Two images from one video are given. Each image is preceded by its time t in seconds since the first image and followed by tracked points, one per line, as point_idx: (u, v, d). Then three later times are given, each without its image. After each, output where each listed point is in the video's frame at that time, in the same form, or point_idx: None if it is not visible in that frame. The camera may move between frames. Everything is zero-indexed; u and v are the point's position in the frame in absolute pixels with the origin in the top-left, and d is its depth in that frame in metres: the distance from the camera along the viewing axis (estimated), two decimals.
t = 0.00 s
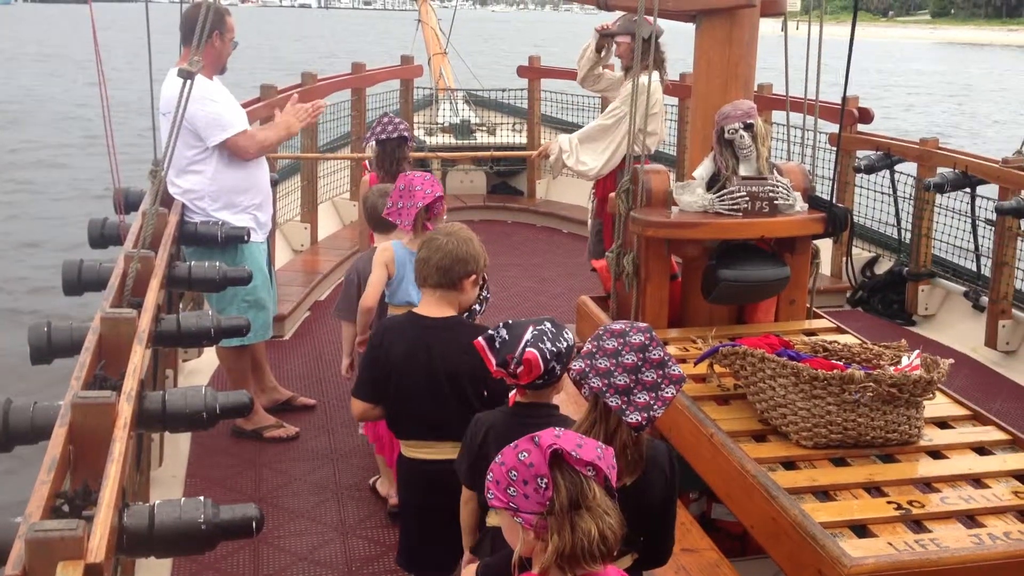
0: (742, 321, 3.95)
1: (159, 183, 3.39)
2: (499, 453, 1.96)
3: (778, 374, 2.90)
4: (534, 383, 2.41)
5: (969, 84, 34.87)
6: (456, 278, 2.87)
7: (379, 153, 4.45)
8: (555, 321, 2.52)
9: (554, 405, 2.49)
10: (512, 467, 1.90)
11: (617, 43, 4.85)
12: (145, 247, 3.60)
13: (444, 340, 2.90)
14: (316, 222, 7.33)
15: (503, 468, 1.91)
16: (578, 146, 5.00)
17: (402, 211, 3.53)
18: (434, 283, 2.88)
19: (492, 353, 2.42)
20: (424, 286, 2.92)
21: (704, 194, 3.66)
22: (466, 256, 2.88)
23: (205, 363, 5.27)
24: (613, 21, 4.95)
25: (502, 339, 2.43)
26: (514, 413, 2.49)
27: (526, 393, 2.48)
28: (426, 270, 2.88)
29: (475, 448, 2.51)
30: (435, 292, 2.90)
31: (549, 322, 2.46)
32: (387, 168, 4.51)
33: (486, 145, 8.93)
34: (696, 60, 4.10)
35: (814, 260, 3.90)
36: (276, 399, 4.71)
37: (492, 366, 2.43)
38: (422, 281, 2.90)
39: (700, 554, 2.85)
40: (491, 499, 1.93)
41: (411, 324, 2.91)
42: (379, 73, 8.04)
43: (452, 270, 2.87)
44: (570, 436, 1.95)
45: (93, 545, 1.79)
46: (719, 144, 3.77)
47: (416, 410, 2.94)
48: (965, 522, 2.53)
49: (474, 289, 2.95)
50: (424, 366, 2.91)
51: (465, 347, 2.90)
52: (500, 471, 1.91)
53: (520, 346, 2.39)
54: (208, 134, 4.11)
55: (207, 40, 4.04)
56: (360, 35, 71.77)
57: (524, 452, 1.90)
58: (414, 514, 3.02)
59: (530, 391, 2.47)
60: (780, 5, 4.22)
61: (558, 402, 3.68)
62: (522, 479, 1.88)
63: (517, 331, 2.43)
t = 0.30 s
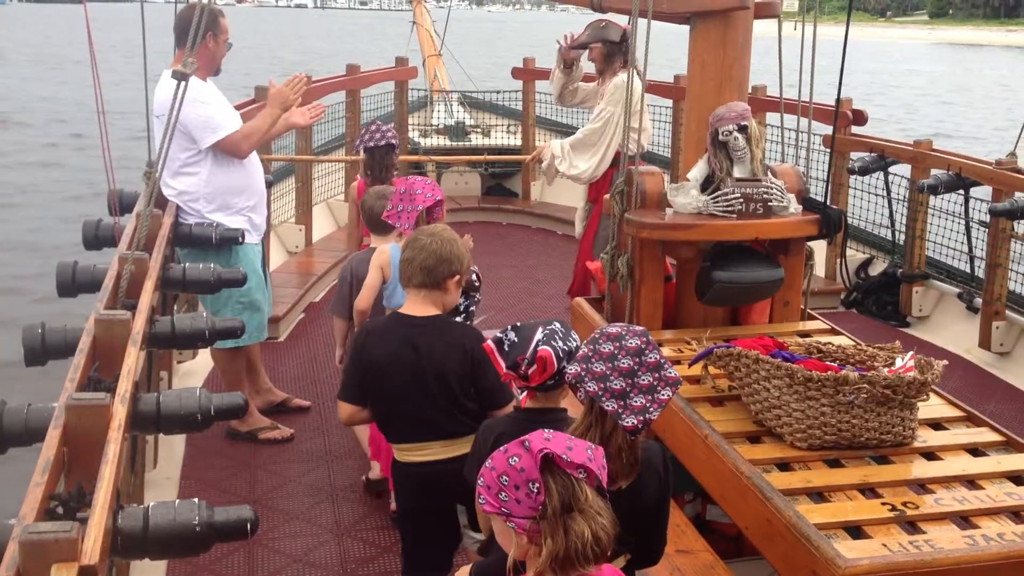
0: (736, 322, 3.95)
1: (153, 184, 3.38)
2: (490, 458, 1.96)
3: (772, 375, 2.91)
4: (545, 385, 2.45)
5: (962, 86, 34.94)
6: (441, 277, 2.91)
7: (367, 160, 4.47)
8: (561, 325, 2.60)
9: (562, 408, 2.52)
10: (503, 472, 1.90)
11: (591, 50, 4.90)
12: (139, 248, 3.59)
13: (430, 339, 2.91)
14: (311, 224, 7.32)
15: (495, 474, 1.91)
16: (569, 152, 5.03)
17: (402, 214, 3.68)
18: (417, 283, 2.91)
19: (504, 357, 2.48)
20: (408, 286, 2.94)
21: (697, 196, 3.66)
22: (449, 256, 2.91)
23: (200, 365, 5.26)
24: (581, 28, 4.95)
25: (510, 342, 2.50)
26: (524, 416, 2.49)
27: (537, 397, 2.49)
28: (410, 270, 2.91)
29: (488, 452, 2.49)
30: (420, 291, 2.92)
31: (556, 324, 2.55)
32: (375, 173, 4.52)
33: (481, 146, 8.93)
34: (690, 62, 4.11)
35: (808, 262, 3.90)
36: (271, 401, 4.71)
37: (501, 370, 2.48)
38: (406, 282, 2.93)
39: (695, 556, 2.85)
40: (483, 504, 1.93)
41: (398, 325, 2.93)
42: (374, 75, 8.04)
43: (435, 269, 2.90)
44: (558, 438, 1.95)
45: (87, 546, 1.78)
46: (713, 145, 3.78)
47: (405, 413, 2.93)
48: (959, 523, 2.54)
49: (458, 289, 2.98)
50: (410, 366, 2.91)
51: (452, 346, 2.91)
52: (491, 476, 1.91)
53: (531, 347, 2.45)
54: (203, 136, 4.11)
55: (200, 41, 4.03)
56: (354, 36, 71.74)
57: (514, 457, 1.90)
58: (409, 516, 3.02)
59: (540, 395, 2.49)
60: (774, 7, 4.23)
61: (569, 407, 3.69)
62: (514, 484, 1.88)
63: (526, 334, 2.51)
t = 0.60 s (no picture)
0: (735, 323, 3.95)
1: (152, 183, 3.37)
2: (484, 460, 1.96)
3: (771, 375, 2.91)
4: (542, 384, 2.45)
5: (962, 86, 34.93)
6: (440, 278, 2.91)
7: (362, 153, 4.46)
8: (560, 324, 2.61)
9: (557, 409, 2.52)
10: (497, 473, 1.90)
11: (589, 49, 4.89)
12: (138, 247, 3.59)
13: (427, 339, 2.91)
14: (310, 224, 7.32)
15: (489, 475, 1.91)
16: (564, 151, 5.00)
17: (402, 211, 3.75)
18: (417, 283, 2.91)
19: (500, 357, 2.49)
20: (406, 286, 2.94)
21: (697, 196, 3.66)
22: (449, 256, 2.92)
23: (198, 364, 5.26)
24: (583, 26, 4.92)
25: (507, 342, 2.52)
26: (520, 415, 2.50)
27: (534, 398, 2.50)
28: (409, 270, 2.91)
29: (477, 451, 2.47)
30: (418, 291, 2.92)
31: (553, 322, 2.56)
32: (371, 166, 4.52)
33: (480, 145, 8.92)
34: (690, 62, 4.11)
35: (807, 262, 3.90)
36: (270, 400, 4.71)
37: (499, 370, 2.48)
38: (404, 282, 2.93)
39: (694, 556, 2.85)
40: (478, 506, 1.93)
41: (396, 325, 2.92)
42: (374, 74, 8.03)
43: (436, 269, 2.90)
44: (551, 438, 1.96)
45: (85, 546, 1.78)
46: (713, 146, 3.78)
47: (401, 412, 2.92)
48: (958, 524, 2.54)
49: (454, 289, 2.99)
50: (406, 365, 2.90)
51: (446, 347, 2.91)
52: (484, 478, 1.91)
53: (528, 348, 2.45)
54: (203, 134, 4.11)
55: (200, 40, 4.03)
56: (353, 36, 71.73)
57: (507, 458, 1.91)
58: (407, 517, 3.02)
59: (538, 395, 2.50)
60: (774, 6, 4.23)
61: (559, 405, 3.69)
62: (507, 485, 1.88)
63: (521, 333, 2.51)
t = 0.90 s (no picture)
0: (735, 324, 3.95)
1: (153, 183, 3.37)
2: (479, 465, 1.97)
3: (771, 377, 2.92)
4: (542, 385, 2.45)
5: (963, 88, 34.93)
6: (441, 280, 2.90)
7: (370, 149, 4.60)
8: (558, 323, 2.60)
9: (556, 410, 2.52)
10: (492, 477, 1.91)
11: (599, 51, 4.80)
12: (139, 248, 3.59)
13: (427, 340, 2.91)
14: (310, 224, 7.32)
15: (484, 480, 1.92)
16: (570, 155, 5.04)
17: (422, 219, 3.78)
18: (417, 284, 2.90)
19: (501, 358, 2.51)
20: (407, 287, 2.92)
21: (698, 197, 3.66)
22: (449, 258, 2.90)
23: (199, 365, 5.26)
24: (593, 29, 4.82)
25: (507, 343, 2.53)
26: (520, 416, 2.50)
27: (534, 398, 2.50)
28: (410, 271, 2.90)
29: (476, 451, 2.48)
30: (419, 292, 2.91)
31: (553, 324, 2.55)
32: (378, 162, 4.66)
33: (481, 146, 8.93)
34: (691, 63, 4.11)
35: (807, 264, 3.91)
36: (270, 401, 4.71)
37: (498, 372, 2.49)
38: (404, 283, 2.92)
39: (694, 557, 2.85)
40: (475, 512, 1.94)
41: (396, 326, 2.93)
42: (374, 75, 8.03)
43: (437, 271, 2.89)
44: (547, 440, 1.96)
45: (86, 547, 1.78)
46: (714, 147, 3.79)
47: (401, 412, 2.93)
48: (958, 526, 2.54)
49: (455, 292, 2.97)
50: (405, 365, 2.90)
51: (445, 348, 2.91)
52: (480, 483, 1.92)
53: (528, 348, 2.46)
54: (204, 135, 4.11)
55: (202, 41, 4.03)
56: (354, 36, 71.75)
57: (502, 462, 1.91)
58: (410, 518, 3.02)
59: (538, 395, 2.49)
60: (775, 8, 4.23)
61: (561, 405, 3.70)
62: (503, 489, 1.89)
63: (521, 334, 2.53)
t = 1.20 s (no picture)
0: (737, 325, 3.95)
1: (155, 183, 3.38)
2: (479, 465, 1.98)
3: (773, 377, 2.92)
4: (545, 385, 2.45)
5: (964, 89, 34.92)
6: (444, 278, 2.90)
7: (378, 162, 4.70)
8: (557, 324, 2.59)
9: (559, 410, 2.52)
10: (492, 477, 1.91)
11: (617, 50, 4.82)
12: (140, 247, 3.59)
13: (429, 340, 2.91)
14: (311, 224, 7.33)
15: (484, 479, 1.92)
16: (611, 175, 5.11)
17: (438, 217, 3.80)
18: (421, 283, 2.90)
19: (502, 360, 2.48)
20: (410, 286, 2.93)
21: (699, 198, 3.68)
22: (452, 257, 2.91)
23: (200, 365, 5.26)
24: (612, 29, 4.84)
25: (508, 345, 2.49)
26: (522, 415, 2.49)
27: (536, 398, 2.50)
28: (412, 270, 2.91)
29: (479, 451, 2.49)
30: (422, 291, 2.92)
31: (553, 323, 2.54)
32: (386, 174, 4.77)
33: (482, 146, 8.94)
34: (692, 63, 4.11)
35: (810, 264, 3.90)
36: (271, 401, 4.70)
37: (501, 373, 2.48)
38: (407, 282, 2.93)
39: (695, 557, 2.85)
40: (476, 511, 1.95)
41: (398, 327, 2.93)
42: (376, 75, 8.03)
43: (438, 269, 2.89)
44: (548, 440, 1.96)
45: (87, 546, 1.78)
46: (715, 147, 3.79)
47: (404, 411, 2.93)
48: (960, 527, 2.53)
49: (458, 291, 2.98)
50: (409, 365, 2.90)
51: (448, 347, 2.91)
52: (480, 483, 1.92)
53: (529, 349, 2.44)
54: (205, 135, 4.11)
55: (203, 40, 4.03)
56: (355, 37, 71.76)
57: (502, 461, 1.91)
58: (414, 517, 3.03)
59: (540, 395, 2.50)
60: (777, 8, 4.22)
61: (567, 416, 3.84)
62: (502, 489, 1.89)
63: (522, 336, 2.49)
